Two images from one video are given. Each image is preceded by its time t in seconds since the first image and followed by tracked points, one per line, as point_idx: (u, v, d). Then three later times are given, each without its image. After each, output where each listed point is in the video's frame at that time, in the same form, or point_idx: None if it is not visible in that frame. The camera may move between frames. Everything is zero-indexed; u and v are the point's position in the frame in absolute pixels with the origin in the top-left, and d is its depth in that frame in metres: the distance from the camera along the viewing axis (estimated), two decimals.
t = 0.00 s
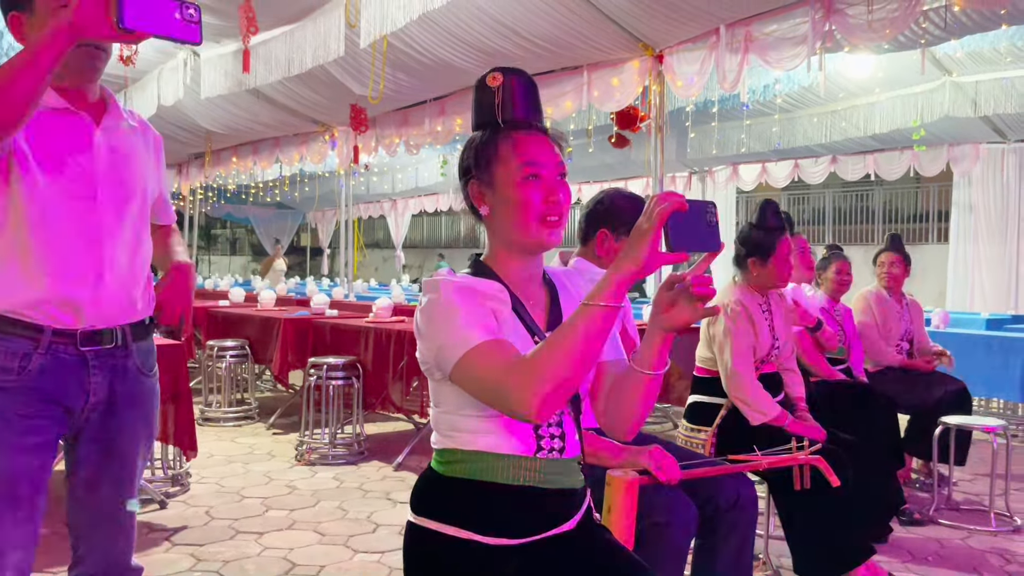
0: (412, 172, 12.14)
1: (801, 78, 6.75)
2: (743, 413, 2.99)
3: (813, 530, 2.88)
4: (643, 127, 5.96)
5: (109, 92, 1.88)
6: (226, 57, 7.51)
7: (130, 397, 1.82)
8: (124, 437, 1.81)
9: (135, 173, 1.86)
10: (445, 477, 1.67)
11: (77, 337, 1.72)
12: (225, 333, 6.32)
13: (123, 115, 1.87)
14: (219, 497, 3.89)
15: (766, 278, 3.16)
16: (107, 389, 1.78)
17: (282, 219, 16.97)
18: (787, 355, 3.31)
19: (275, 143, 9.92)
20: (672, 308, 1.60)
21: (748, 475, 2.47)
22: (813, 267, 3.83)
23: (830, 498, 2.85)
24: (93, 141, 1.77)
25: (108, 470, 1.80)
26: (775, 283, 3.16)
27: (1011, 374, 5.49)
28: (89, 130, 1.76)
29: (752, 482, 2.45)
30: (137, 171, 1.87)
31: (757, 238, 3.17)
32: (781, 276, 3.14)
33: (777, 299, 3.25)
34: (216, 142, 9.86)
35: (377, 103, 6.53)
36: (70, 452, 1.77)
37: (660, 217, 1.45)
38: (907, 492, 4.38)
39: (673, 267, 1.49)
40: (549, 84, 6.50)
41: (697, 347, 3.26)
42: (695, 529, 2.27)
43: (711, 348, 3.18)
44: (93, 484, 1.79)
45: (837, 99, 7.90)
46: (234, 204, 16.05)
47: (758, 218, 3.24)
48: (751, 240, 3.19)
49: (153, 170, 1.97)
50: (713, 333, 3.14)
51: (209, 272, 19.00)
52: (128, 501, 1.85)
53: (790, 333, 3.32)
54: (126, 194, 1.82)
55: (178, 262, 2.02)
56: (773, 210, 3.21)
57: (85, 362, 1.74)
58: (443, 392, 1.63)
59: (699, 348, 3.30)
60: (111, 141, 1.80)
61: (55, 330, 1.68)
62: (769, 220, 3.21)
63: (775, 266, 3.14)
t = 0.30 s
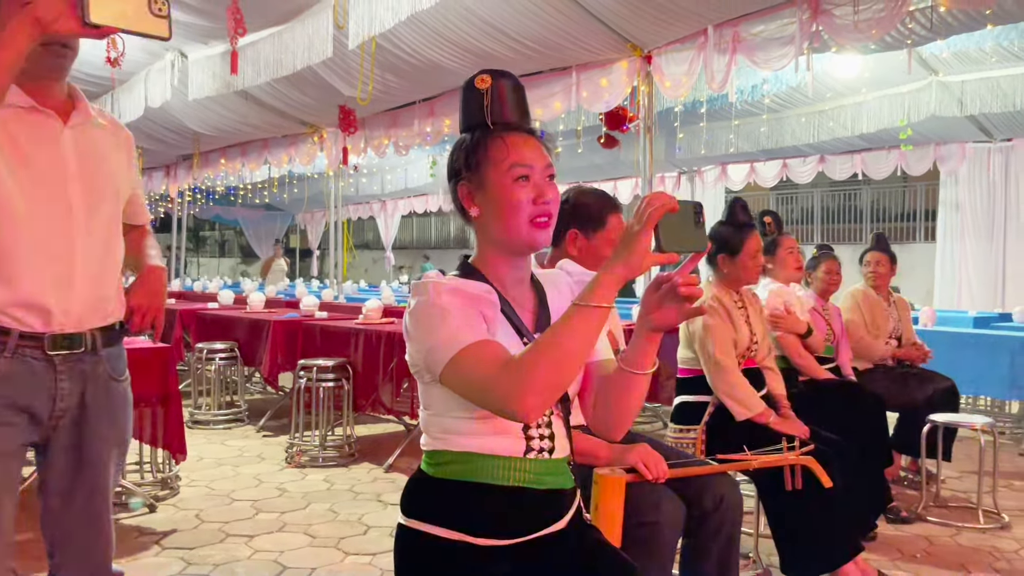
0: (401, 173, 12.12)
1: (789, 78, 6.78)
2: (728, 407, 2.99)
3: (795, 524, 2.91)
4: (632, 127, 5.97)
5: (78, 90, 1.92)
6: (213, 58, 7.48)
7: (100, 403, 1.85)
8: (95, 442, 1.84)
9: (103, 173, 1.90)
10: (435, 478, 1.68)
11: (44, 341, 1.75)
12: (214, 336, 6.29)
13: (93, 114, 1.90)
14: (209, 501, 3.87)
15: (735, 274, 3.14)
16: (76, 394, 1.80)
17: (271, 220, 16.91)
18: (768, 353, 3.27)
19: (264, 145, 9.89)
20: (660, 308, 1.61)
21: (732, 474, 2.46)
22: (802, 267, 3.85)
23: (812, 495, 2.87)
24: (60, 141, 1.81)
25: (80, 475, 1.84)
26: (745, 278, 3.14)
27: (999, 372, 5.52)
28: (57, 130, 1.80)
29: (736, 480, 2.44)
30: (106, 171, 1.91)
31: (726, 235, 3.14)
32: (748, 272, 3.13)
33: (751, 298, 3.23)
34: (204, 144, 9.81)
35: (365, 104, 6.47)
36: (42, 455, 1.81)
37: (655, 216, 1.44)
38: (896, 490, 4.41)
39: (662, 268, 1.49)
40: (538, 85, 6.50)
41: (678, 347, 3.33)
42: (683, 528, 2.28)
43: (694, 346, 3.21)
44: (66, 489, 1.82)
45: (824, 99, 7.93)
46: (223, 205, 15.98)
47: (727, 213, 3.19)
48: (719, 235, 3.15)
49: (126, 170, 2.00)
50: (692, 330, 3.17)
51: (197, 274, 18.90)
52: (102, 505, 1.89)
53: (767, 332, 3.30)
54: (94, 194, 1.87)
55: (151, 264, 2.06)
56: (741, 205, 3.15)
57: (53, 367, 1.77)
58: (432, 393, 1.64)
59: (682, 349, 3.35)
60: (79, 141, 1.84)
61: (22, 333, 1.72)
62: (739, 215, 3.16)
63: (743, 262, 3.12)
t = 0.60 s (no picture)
0: (383, 170, 12.09)
1: (768, 74, 6.83)
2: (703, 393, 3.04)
3: (775, 515, 2.93)
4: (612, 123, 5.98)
5: (33, 84, 1.89)
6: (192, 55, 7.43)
7: (62, 405, 1.83)
8: (57, 446, 1.82)
9: (58, 166, 1.87)
10: (412, 472, 1.68)
11: None
12: (194, 334, 6.25)
13: (47, 107, 1.87)
14: (189, 499, 3.85)
15: (698, 265, 3.18)
16: (36, 396, 1.79)
17: (252, 219, 16.79)
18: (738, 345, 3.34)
19: (243, 142, 9.82)
20: (635, 301, 1.61)
21: (705, 468, 2.49)
22: (780, 260, 3.83)
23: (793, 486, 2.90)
24: (11, 135, 1.79)
25: (43, 479, 1.81)
26: (708, 270, 3.19)
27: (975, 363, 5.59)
28: (8, 125, 1.79)
29: (708, 475, 2.47)
30: (60, 163, 1.88)
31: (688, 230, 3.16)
32: (711, 263, 3.17)
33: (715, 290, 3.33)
34: (183, 141, 9.72)
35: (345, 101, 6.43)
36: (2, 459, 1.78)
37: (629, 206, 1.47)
38: (874, 481, 4.46)
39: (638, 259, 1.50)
40: (518, 81, 6.50)
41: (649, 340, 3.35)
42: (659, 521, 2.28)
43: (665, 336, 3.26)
44: (29, 494, 1.80)
45: (803, 94, 8.00)
46: (203, 204, 15.86)
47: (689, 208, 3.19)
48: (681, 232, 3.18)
49: (83, 165, 1.96)
50: (664, 322, 3.22)
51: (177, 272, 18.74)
52: (68, 507, 1.87)
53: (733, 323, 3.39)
54: (48, 189, 1.85)
55: (112, 264, 1.98)
56: (702, 199, 3.16)
57: (9, 366, 1.76)
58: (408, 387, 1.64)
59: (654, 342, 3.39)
60: (31, 135, 1.82)
61: None
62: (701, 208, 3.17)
63: (706, 253, 3.15)
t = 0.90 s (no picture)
0: (362, 165, 12.03)
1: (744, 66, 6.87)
2: (674, 379, 3.17)
3: (753, 502, 2.94)
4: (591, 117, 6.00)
5: None
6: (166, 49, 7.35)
7: (19, 399, 1.86)
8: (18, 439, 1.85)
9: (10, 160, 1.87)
10: (384, 461, 1.67)
11: None
12: (171, 331, 6.21)
13: None
14: (165, 496, 3.82)
15: (668, 255, 3.28)
16: None
17: (231, 215, 16.57)
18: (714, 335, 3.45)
19: (221, 138, 9.75)
20: (605, 286, 1.61)
21: (676, 457, 2.50)
22: (756, 251, 3.85)
23: (772, 472, 2.92)
24: None
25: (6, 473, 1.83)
26: (678, 258, 3.27)
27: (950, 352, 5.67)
28: None
29: (680, 464, 2.47)
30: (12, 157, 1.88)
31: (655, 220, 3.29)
32: (681, 251, 3.25)
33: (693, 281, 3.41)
34: (159, 136, 9.62)
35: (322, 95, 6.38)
36: None
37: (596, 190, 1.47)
38: (850, 469, 4.51)
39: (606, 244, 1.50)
40: (497, 74, 6.49)
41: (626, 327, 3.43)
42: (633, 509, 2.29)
43: (637, 325, 3.37)
44: None
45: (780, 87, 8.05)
46: (181, 200, 15.71)
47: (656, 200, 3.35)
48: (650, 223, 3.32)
49: (33, 151, 1.96)
50: (637, 310, 3.32)
51: (155, 270, 18.58)
52: (30, 501, 1.90)
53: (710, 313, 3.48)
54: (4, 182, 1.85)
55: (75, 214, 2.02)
56: (665, 190, 3.31)
57: None
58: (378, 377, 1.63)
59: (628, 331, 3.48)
60: None
61: None
62: (666, 199, 3.32)
63: (675, 242, 3.25)
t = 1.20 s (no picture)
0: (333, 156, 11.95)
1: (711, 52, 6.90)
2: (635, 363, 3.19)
3: (707, 483, 2.97)
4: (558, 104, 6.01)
5: None
6: (129, 37, 7.25)
7: None
8: None
9: None
10: (332, 436, 1.66)
11: None
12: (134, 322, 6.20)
13: None
14: (128, 486, 3.79)
15: (632, 236, 3.31)
16: None
17: (199, 207, 16.18)
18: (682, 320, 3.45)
19: (187, 128, 9.63)
20: (550, 258, 1.62)
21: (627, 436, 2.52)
22: (716, 234, 3.88)
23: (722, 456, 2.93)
24: None
25: None
26: (644, 238, 3.30)
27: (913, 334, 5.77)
28: None
29: (629, 442, 2.51)
30: None
31: (619, 202, 3.31)
32: (647, 231, 3.28)
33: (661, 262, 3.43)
34: (123, 127, 9.48)
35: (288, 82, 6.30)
36: None
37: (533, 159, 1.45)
38: (813, 449, 4.57)
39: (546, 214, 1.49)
40: (464, 61, 6.48)
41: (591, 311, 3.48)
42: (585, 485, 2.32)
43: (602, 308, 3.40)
44: None
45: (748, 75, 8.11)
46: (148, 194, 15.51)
47: (619, 182, 3.35)
48: (614, 204, 3.34)
49: None
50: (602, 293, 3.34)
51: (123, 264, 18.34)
52: None
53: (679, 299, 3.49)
54: None
55: None
56: (627, 171, 3.32)
57: None
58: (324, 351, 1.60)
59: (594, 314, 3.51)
60: None
61: None
62: (629, 179, 3.33)
63: (639, 222, 3.28)
